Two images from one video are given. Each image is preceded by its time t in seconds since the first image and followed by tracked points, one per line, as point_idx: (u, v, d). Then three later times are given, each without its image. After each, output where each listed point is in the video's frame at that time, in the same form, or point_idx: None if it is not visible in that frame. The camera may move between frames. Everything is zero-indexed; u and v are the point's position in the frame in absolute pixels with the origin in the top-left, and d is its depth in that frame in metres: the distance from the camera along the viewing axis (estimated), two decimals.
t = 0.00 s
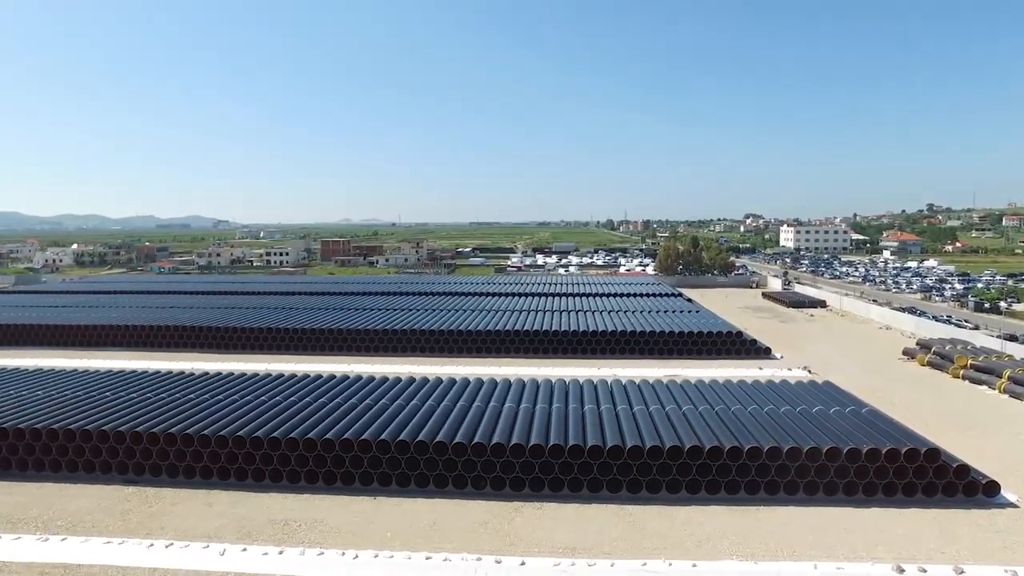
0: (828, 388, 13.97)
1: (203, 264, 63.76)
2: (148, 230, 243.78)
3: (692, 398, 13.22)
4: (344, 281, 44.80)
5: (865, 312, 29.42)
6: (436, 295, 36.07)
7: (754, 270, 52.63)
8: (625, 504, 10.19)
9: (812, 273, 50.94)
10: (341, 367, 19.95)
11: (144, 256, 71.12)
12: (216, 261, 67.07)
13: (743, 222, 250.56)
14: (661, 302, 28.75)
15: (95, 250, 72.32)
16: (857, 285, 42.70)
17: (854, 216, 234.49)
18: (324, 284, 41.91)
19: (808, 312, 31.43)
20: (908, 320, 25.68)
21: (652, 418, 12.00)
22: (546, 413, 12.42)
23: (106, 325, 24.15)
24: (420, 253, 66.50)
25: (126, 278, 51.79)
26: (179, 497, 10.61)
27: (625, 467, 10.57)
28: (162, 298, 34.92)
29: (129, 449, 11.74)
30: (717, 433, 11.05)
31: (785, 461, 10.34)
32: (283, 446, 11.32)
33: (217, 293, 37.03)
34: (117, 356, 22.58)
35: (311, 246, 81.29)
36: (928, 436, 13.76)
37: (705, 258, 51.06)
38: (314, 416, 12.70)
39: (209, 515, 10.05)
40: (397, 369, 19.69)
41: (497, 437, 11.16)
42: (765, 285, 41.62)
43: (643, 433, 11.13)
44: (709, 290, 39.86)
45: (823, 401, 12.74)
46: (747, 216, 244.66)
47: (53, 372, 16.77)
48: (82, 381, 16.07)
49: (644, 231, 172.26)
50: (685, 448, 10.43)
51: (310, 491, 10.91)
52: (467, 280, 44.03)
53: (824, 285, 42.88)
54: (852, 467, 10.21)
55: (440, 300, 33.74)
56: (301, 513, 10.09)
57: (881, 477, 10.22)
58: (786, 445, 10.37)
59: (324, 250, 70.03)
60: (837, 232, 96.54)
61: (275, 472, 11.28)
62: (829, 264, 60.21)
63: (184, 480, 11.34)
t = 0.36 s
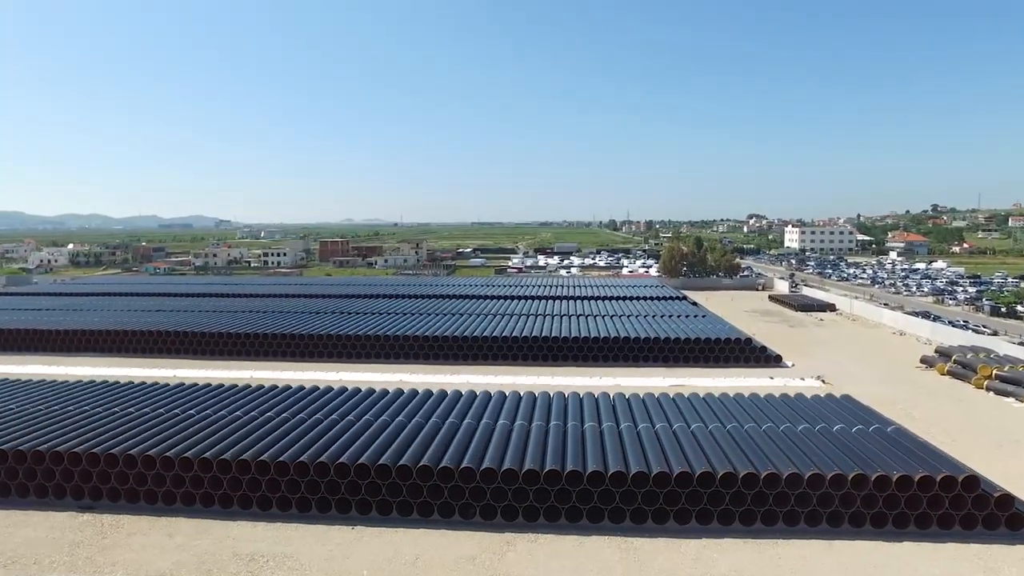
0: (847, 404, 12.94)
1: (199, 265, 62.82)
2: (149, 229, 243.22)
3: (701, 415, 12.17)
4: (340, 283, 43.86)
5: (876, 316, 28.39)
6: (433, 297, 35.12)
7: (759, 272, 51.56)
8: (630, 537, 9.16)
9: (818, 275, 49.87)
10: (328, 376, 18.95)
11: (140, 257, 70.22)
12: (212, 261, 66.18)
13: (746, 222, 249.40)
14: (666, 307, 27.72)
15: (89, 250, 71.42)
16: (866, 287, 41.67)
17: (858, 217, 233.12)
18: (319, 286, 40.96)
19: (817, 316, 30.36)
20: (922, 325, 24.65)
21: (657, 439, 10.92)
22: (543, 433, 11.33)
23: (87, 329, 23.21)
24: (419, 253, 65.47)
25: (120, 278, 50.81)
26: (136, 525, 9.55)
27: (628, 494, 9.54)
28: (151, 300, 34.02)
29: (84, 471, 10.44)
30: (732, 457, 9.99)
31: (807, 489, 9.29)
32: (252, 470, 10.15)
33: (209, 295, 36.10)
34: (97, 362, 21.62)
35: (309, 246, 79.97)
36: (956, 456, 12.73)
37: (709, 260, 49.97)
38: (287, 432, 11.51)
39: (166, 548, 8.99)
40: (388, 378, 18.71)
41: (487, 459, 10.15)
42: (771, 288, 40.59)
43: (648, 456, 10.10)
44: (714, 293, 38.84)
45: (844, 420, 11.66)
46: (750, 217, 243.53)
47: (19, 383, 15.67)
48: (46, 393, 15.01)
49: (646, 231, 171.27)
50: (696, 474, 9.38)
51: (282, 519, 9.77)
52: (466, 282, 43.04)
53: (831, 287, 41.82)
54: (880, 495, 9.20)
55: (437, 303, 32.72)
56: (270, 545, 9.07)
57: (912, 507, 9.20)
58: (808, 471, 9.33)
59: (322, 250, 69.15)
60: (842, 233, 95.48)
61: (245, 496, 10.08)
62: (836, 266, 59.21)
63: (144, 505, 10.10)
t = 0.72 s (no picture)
0: (873, 422, 11.89)
1: (196, 265, 61.92)
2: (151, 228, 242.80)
3: (714, 436, 11.12)
4: (337, 285, 42.92)
5: (890, 321, 27.30)
6: (431, 300, 34.11)
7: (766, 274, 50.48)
8: None
9: (827, 277, 48.75)
10: (316, 386, 17.94)
11: (137, 258, 69.40)
12: (210, 261, 65.32)
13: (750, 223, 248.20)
14: (673, 310, 26.66)
15: (86, 250, 70.79)
16: (877, 290, 40.54)
17: (862, 217, 231.77)
18: (316, 288, 40.02)
19: (829, 321, 29.28)
20: (941, 331, 23.57)
21: (667, 465, 9.88)
22: (540, 456, 10.26)
23: (65, 335, 22.24)
24: (419, 254, 64.46)
25: (115, 280, 49.92)
26: (86, 561, 8.55)
27: (637, 527, 8.51)
28: (142, 302, 33.12)
29: (33, 500, 9.30)
30: (751, 485, 8.97)
31: (836, 524, 8.26)
32: (218, 498, 9.01)
33: (201, 297, 35.16)
34: (75, 370, 20.61)
35: (309, 245, 79.23)
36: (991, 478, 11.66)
37: (716, 262, 48.70)
38: (261, 450, 10.38)
39: None
40: (378, 388, 17.72)
41: (480, 484, 9.11)
42: (780, 291, 39.48)
43: (658, 482, 9.09)
44: (722, 295, 37.78)
45: (873, 441, 10.60)
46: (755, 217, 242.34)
47: None
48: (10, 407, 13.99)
49: (650, 232, 170.15)
50: (712, 506, 8.35)
51: (249, 556, 8.73)
52: (466, 284, 42.05)
53: (840, 290, 40.74)
54: (919, 532, 8.17)
55: (435, 306, 31.70)
56: None
57: (955, 545, 8.17)
58: (839, 504, 8.28)
59: (322, 251, 68.32)
60: (849, 233, 94.29)
61: (209, 530, 9.04)
62: (845, 267, 57.99)
63: (98, 538, 9.05)
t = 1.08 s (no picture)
0: (904, 442, 10.87)
1: (193, 266, 60.96)
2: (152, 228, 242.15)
3: (731, 460, 10.11)
4: (334, 286, 41.96)
5: (905, 325, 26.28)
6: (429, 303, 33.14)
7: (773, 275, 49.47)
8: None
9: (835, 279, 47.74)
10: (304, 397, 16.95)
11: (134, 258, 68.49)
12: (207, 262, 64.35)
13: (754, 223, 246.97)
14: (679, 314, 25.66)
15: (82, 250, 69.82)
16: (888, 293, 39.53)
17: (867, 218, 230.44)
18: (311, 290, 39.05)
19: (841, 325, 28.25)
20: (960, 337, 22.57)
21: (680, 498, 8.89)
22: (539, 486, 9.27)
23: (46, 339, 21.26)
24: (420, 253, 63.52)
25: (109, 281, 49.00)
26: None
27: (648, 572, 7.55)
28: (131, 304, 32.15)
29: None
30: (775, 522, 8.00)
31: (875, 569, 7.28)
32: (177, 533, 8.00)
33: (192, 299, 34.17)
34: (54, 377, 19.62)
35: (309, 245, 78.27)
36: None
37: (722, 263, 47.72)
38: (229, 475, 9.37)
39: None
40: (369, 398, 16.73)
41: (471, 519, 8.16)
42: (789, 293, 38.48)
43: (671, 519, 8.13)
44: (729, 298, 36.78)
45: (909, 467, 9.54)
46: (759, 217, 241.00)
47: None
48: None
49: (653, 232, 169.07)
50: (733, 548, 7.39)
51: None
52: (466, 286, 41.08)
53: (851, 292, 39.63)
54: None
55: (434, 308, 30.70)
56: None
57: None
58: (877, 546, 7.30)
59: (321, 251, 67.38)
60: (855, 234, 93.19)
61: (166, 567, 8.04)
62: (853, 268, 56.96)
63: None
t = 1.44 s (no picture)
0: (945, 467, 9.82)
1: (190, 267, 60.03)
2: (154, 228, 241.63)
3: (754, 489, 9.07)
4: (330, 288, 40.98)
5: (923, 330, 25.23)
6: (426, 306, 32.14)
7: (781, 277, 48.38)
8: None
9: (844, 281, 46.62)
10: (290, 408, 15.99)
11: (131, 258, 67.57)
12: (204, 263, 63.41)
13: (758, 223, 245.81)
14: (686, 319, 24.65)
15: (78, 251, 68.93)
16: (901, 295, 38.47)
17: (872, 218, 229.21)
18: (307, 292, 38.10)
19: (854, 329, 27.19)
20: (982, 344, 21.55)
21: (699, 536, 7.85)
22: (541, 520, 8.26)
23: (21, 345, 20.30)
24: (420, 254, 62.59)
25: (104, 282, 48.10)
26: None
27: None
28: (119, 307, 31.17)
29: None
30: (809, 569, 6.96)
31: None
32: None
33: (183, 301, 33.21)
34: (29, 386, 18.66)
35: (308, 246, 77.28)
36: None
37: (730, 265, 46.62)
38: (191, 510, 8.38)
39: None
40: (359, 410, 15.75)
41: (463, 563, 7.15)
42: (799, 296, 37.43)
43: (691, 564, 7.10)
44: (737, 301, 35.77)
45: (955, 499, 8.50)
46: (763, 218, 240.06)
47: None
48: None
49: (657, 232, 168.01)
50: None
51: None
52: (466, 288, 40.09)
53: (862, 295, 38.59)
54: None
55: (432, 312, 29.71)
56: None
57: None
58: None
59: (320, 252, 66.45)
60: (862, 234, 92.10)
61: None
62: (862, 270, 55.90)
63: None
